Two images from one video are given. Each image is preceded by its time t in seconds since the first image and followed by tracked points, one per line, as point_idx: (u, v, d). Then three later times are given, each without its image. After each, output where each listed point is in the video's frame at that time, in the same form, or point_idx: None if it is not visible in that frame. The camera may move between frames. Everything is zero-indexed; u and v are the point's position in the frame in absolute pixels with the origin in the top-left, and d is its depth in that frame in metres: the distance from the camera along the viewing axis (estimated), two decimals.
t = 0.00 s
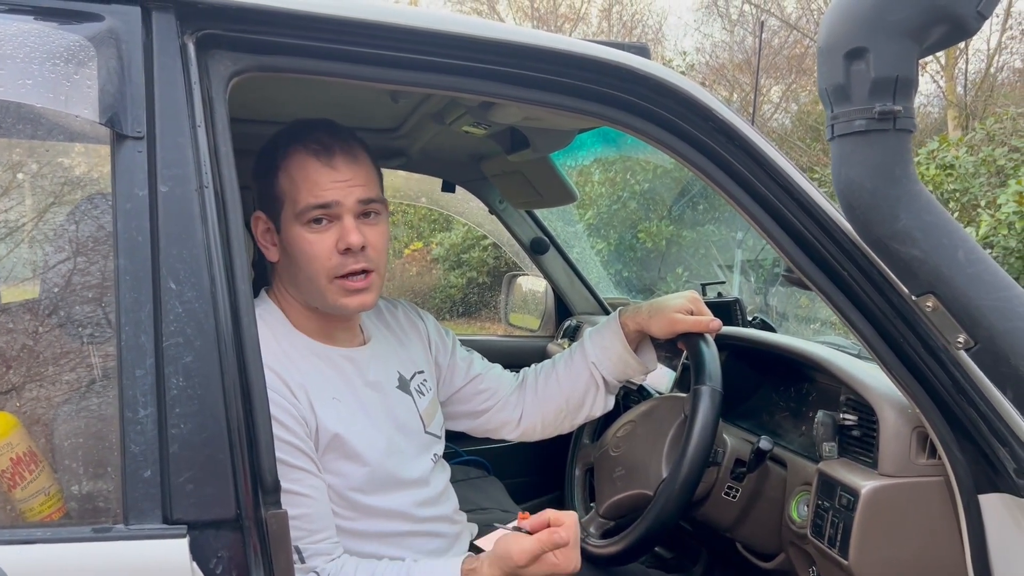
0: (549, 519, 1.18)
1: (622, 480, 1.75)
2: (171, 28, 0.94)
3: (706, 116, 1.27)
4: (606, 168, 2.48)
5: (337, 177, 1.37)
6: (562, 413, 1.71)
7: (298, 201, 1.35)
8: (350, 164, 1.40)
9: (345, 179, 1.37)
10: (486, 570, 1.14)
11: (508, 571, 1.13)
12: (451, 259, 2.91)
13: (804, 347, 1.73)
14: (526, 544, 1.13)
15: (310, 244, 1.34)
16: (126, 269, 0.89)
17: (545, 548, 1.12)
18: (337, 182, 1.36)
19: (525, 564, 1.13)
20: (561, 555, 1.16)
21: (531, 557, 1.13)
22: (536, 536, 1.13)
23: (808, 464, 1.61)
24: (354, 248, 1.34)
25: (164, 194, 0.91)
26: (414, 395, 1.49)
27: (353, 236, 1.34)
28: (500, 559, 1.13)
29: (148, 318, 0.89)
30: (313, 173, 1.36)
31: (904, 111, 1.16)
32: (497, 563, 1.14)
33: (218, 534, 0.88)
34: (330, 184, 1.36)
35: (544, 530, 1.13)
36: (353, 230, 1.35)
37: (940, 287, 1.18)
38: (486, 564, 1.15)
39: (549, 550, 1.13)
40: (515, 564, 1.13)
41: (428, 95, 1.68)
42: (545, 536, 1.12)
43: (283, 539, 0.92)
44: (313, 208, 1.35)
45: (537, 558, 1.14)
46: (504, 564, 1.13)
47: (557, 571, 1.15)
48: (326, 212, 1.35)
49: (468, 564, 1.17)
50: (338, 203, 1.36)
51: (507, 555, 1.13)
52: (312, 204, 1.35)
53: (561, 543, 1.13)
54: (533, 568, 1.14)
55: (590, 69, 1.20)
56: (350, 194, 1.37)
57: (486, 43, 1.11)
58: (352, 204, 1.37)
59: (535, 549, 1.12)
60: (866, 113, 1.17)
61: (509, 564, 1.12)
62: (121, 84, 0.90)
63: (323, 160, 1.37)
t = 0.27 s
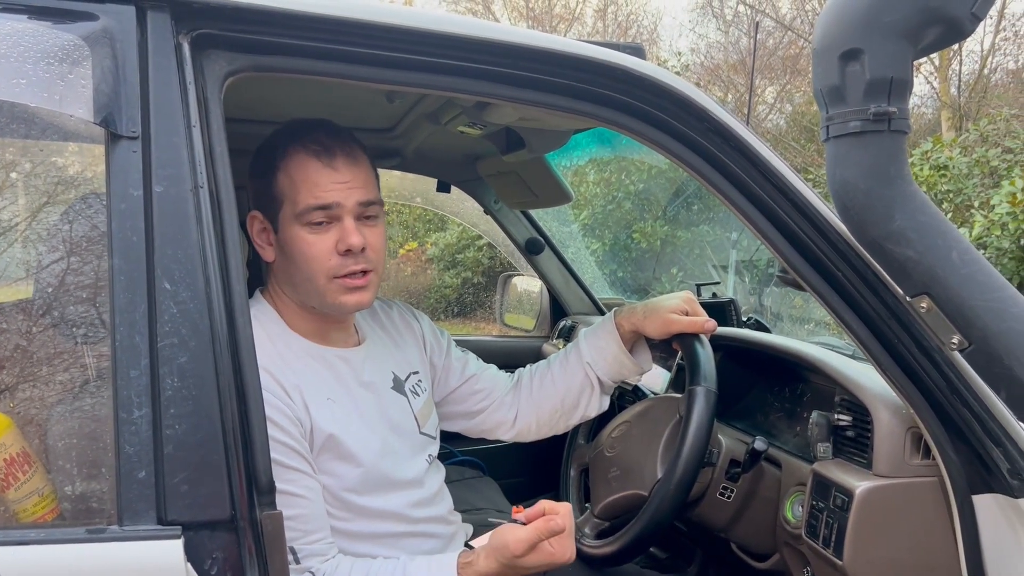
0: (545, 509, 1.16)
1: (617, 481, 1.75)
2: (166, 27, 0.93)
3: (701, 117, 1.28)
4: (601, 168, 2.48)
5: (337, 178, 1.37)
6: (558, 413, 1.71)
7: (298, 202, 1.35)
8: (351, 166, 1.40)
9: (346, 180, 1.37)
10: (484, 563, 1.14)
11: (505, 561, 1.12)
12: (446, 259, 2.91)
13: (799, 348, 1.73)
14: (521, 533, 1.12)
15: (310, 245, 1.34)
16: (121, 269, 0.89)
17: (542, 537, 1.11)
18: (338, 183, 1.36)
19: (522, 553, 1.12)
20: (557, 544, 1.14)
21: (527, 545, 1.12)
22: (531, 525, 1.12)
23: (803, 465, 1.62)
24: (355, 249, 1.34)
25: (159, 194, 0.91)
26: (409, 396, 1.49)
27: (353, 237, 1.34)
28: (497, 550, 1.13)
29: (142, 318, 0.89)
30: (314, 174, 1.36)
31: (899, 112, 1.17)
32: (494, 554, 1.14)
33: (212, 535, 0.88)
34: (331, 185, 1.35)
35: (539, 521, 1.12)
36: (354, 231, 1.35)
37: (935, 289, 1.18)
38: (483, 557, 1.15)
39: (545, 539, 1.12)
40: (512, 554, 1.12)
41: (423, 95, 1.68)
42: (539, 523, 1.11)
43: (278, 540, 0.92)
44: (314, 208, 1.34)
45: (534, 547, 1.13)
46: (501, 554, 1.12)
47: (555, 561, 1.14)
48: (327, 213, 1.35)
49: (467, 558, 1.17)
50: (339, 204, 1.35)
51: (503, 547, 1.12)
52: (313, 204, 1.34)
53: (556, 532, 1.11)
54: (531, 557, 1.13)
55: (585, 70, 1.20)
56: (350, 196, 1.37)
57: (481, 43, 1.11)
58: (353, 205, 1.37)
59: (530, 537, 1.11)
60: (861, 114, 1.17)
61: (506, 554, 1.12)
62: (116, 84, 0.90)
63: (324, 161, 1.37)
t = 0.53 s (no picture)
0: (552, 527, 1.21)
1: (612, 480, 1.75)
2: (160, 25, 0.93)
3: (695, 115, 1.28)
4: (595, 168, 2.48)
5: (366, 177, 1.40)
6: (553, 412, 1.71)
7: (332, 198, 1.36)
8: (374, 165, 1.43)
9: (374, 179, 1.41)
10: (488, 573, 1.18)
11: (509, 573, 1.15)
12: (441, 258, 2.89)
13: (793, 348, 1.74)
14: (528, 549, 1.15)
15: (343, 240, 1.36)
16: (115, 267, 0.89)
17: (547, 554, 1.14)
18: (367, 182, 1.40)
19: (526, 568, 1.15)
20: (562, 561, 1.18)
21: (532, 561, 1.15)
22: (538, 542, 1.15)
23: (796, 464, 1.62)
24: (386, 246, 1.40)
25: (153, 192, 0.90)
26: (403, 395, 1.49)
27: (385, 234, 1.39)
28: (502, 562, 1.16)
29: (136, 317, 0.88)
30: (345, 171, 1.38)
31: (893, 112, 1.17)
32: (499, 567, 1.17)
33: (206, 534, 0.87)
34: (362, 184, 1.39)
35: (547, 538, 1.15)
36: (383, 229, 1.40)
37: (928, 288, 1.19)
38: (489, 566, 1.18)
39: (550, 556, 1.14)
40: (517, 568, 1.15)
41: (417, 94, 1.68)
42: (546, 540, 1.14)
43: (272, 540, 0.92)
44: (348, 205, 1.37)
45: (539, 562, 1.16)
46: (506, 567, 1.16)
47: None
48: (359, 210, 1.38)
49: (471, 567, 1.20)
50: (370, 202, 1.40)
51: (509, 559, 1.16)
52: (347, 201, 1.37)
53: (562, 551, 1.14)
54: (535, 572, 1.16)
55: (581, 69, 1.20)
56: (378, 195, 1.41)
57: (475, 42, 1.11)
58: (380, 203, 1.41)
59: (536, 553, 1.14)
60: (856, 114, 1.17)
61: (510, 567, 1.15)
62: (109, 81, 0.89)
63: (352, 160, 1.40)
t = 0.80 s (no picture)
0: (542, 507, 1.19)
1: (607, 480, 1.75)
2: (156, 25, 0.93)
3: (690, 116, 1.28)
4: (590, 168, 2.49)
5: (384, 177, 1.45)
6: (549, 412, 1.72)
7: (358, 195, 1.39)
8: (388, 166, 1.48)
9: (391, 180, 1.47)
10: (481, 559, 1.18)
11: (501, 555, 1.17)
12: (436, 257, 2.90)
13: (786, 347, 1.75)
14: (517, 532, 1.16)
15: (367, 237, 1.40)
16: (110, 266, 0.89)
17: (539, 536, 1.15)
18: (384, 181, 1.45)
19: (518, 550, 1.16)
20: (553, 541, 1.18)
21: (523, 543, 1.16)
22: (527, 524, 1.16)
23: (791, 463, 1.63)
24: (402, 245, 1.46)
25: (148, 192, 0.90)
26: (399, 395, 1.49)
27: (402, 233, 1.45)
28: (494, 547, 1.17)
29: (132, 317, 0.88)
30: (369, 169, 1.42)
31: (887, 113, 1.18)
32: (492, 549, 1.18)
33: (202, 533, 0.87)
34: (383, 183, 1.44)
35: (537, 521, 1.16)
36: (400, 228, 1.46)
37: (921, 288, 1.19)
38: (480, 553, 1.18)
39: (542, 538, 1.16)
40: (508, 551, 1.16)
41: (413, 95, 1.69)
42: (536, 523, 1.16)
43: (268, 539, 0.92)
44: (371, 202, 1.41)
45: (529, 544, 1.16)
46: (499, 550, 1.17)
47: (550, 558, 1.18)
48: (381, 209, 1.43)
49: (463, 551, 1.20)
50: (389, 202, 1.45)
51: (502, 544, 1.16)
52: (370, 198, 1.41)
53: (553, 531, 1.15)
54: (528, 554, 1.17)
55: (576, 70, 1.21)
56: (394, 195, 1.47)
57: (471, 42, 1.12)
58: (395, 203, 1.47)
59: (527, 536, 1.15)
60: (849, 114, 1.18)
61: (504, 552, 1.16)
62: (104, 81, 0.89)
63: (372, 160, 1.45)
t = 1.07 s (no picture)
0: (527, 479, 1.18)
1: (603, 478, 1.76)
2: (152, 24, 0.93)
3: (685, 115, 1.28)
4: (586, 168, 2.49)
5: (385, 177, 1.48)
6: (544, 410, 1.72)
7: (361, 194, 1.41)
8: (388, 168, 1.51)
9: (390, 181, 1.49)
10: (472, 539, 1.17)
11: (493, 532, 1.16)
12: (432, 257, 2.90)
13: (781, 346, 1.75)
14: (506, 505, 1.16)
15: (369, 235, 1.41)
16: (106, 265, 0.89)
17: (527, 506, 1.15)
18: (385, 182, 1.47)
19: (509, 524, 1.16)
20: (543, 513, 1.18)
21: (513, 516, 1.15)
22: (515, 497, 1.16)
23: (785, 461, 1.64)
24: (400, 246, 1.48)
25: (144, 191, 0.90)
26: (395, 394, 1.49)
27: (400, 235, 1.48)
28: (484, 525, 1.16)
29: (128, 316, 0.88)
30: (372, 169, 1.44)
31: (881, 112, 1.18)
32: (482, 529, 1.17)
33: (198, 532, 0.87)
34: (385, 183, 1.46)
35: (524, 490, 1.16)
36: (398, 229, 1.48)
37: (915, 287, 1.20)
38: (470, 534, 1.17)
39: (531, 507, 1.15)
40: (499, 526, 1.16)
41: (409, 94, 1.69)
42: (523, 493, 1.15)
43: (264, 538, 0.92)
44: (373, 202, 1.43)
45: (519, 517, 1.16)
46: (489, 528, 1.16)
47: (542, 528, 1.17)
48: (382, 209, 1.45)
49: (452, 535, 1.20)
50: (389, 202, 1.47)
51: (491, 520, 1.16)
52: (373, 198, 1.43)
53: (541, 498, 1.15)
54: (519, 527, 1.17)
55: (573, 69, 1.21)
56: (394, 196, 1.49)
57: (468, 42, 1.12)
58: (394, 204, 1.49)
59: (516, 506, 1.15)
60: (844, 114, 1.18)
61: (495, 527, 1.16)
62: (100, 81, 0.89)
63: (375, 160, 1.47)
